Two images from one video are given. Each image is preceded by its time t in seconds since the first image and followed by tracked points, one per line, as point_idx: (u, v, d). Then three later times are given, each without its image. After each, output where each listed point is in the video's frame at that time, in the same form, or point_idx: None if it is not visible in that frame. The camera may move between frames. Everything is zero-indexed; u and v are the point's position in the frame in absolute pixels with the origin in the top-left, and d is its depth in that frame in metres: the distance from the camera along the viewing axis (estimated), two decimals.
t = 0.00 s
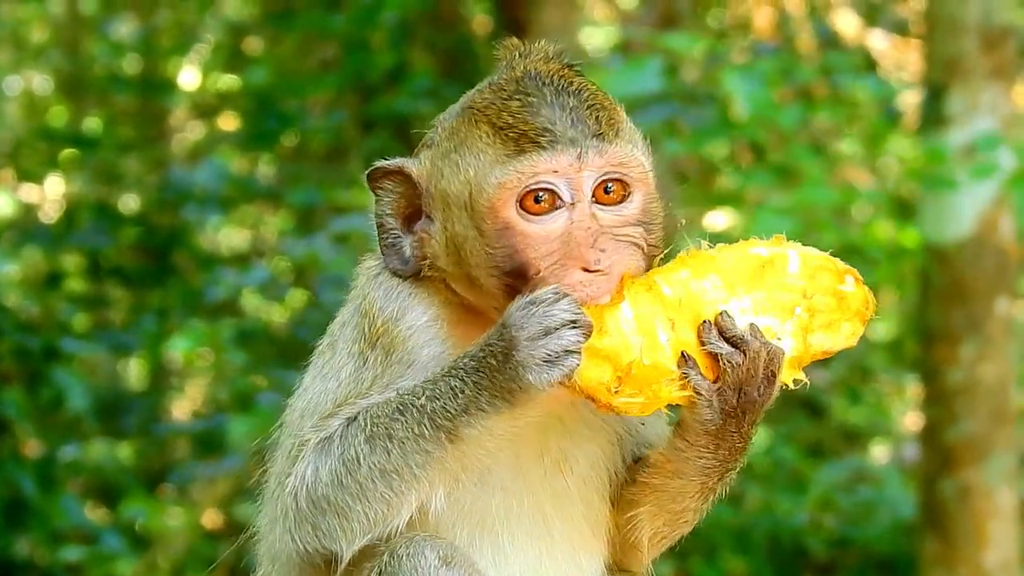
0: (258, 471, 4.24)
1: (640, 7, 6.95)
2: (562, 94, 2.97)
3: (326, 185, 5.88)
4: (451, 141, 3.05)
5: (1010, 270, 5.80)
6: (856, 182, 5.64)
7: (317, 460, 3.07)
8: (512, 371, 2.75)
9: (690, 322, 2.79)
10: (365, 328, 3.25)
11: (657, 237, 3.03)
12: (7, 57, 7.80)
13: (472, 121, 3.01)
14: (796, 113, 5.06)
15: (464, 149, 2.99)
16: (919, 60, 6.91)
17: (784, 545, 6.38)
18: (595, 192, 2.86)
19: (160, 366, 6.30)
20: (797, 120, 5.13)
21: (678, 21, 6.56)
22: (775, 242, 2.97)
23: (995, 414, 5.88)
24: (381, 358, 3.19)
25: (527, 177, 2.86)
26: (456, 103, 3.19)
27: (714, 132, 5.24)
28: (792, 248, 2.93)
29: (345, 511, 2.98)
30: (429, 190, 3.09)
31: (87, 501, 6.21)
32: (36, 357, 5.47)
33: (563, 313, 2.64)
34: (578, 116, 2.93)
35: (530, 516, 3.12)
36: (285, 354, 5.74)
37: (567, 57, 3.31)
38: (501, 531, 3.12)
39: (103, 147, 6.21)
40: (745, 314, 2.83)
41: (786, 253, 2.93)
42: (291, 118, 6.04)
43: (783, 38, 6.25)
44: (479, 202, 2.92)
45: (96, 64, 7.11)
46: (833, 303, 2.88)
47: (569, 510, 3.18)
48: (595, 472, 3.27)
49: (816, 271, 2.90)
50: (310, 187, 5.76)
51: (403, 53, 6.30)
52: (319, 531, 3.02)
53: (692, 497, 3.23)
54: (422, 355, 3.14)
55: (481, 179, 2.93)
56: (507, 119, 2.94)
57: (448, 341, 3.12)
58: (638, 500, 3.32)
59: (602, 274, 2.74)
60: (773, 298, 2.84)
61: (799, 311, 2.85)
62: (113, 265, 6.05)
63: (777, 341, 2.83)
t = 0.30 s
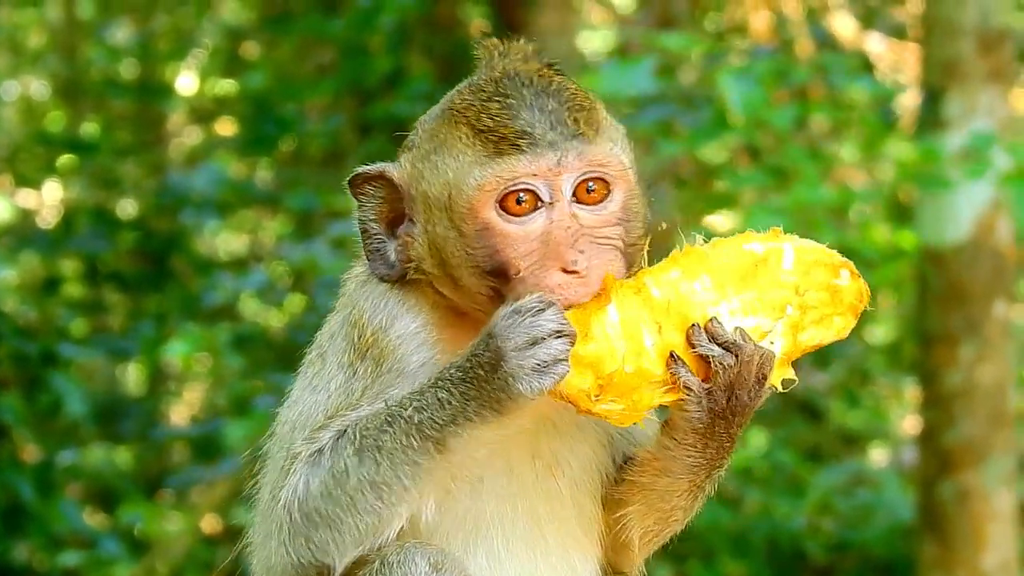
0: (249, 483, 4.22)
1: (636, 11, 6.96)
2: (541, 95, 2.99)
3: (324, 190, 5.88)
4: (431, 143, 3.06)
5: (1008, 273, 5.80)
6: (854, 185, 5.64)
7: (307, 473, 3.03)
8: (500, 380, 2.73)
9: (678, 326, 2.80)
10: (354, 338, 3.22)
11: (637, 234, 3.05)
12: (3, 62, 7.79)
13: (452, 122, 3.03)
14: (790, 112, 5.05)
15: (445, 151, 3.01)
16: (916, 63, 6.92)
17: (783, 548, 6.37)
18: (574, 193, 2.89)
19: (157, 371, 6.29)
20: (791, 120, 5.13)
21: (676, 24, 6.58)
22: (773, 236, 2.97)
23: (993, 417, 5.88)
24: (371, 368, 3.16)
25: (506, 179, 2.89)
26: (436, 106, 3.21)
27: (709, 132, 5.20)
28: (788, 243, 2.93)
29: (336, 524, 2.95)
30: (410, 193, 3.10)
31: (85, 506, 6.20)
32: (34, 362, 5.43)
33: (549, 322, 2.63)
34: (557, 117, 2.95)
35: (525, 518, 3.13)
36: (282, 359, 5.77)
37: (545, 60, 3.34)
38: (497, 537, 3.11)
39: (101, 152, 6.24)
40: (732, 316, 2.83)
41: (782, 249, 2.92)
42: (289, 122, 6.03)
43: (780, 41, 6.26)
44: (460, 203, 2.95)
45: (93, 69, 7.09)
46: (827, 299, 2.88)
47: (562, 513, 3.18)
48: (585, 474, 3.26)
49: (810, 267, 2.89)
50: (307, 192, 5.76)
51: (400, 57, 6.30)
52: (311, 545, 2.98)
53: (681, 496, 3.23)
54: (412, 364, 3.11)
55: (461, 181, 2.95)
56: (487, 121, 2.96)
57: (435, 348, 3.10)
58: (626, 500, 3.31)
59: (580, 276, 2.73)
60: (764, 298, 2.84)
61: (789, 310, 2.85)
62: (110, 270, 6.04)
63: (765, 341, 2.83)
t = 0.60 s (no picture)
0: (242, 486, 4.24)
1: (635, 14, 6.96)
2: (504, 96, 3.05)
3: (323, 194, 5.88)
4: (398, 150, 3.10)
5: (1007, 275, 5.80)
6: (853, 188, 5.64)
7: (293, 492, 3.08)
8: (473, 396, 2.72)
9: (664, 345, 2.73)
10: (334, 356, 3.26)
11: (606, 231, 3.10)
12: (2, 68, 7.80)
13: (417, 127, 3.07)
14: (788, 115, 5.06)
15: (411, 157, 3.05)
16: (914, 66, 6.94)
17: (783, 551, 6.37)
18: (543, 191, 2.92)
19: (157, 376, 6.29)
20: (790, 123, 5.14)
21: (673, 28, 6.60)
22: (781, 253, 2.85)
23: (993, 421, 5.88)
24: (351, 384, 3.20)
25: (473, 181, 2.93)
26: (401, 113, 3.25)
27: (705, 136, 5.19)
28: (793, 264, 2.81)
29: (323, 543, 2.99)
30: (380, 201, 3.13)
31: (85, 511, 6.20)
32: (33, 367, 5.43)
33: (522, 342, 2.61)
34: (521, 117, 3.00)
35: (517, 518, 3.11)
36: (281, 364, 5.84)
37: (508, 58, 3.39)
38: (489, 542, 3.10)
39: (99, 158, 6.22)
40: (724, 337, 2.74)
41: (786, 270, 2.81)
42: (287, 127, 6.03)
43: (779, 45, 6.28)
44: (429, 208, 2.98)
45: (92, 74, 7.09)
46: (828, 322, 2.79)
47: (553, 514, 3.17)
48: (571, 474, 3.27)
49: (813, 290, 2.78)
50: (305, 196, 5.76)
51: (398, 61, 6.31)
52: (299, 565, 3.03)
53: (666, 495, 3.21)
54: (390, 378, 3.15)
55: (429, 185, 2.98)
56: (452, 123, 3.00)
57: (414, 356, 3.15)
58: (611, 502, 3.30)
59: (549, 277, 2.74)
60: (761, 321, 2.76)
61: (786, 334, 2.77)
62: (109, 275, 6.02)
63: (754, 365, 2.77)
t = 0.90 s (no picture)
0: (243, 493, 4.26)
1: (635, 15, 6.96)
2: (493, 106, 3.05)
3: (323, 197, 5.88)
4: (388, 160, 3.10)
5: (1008, 277, 5.80)
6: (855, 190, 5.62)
7: (284, 498, 3.10)
8: (445, 385, 2.78)
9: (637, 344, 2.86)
10: (323, 365, 3.30)
11: (599, 242, 3.14)
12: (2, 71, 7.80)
13: (407, 138, 3.07)
14: (793, 119, 5.10)
15: (401, 167, 3.05)
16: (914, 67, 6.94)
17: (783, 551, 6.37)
18: (531, 202, 2.94)
19: (157, 379, 6.29)
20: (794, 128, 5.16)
21: (675, 30, 6.63)
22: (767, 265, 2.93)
23: (994, 422, 5.88)
24: (341, 395, 3.25)
25: (462, 192, 2.93)
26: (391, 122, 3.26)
27: (710, 141, 5.21)
28: (779, 276, 2.89)
29: (313, 549, 2.98)
30: (370, 211, 3.13)
31: (86, 514, 6.21)
32: (33, 370, 5.43)
33: (492, 329, 2.68)
34: (509, 127, 3.00)
35: (517, 524, 3.12)
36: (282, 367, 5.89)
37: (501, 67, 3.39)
38: (487, 547, 3.10)
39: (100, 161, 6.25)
40: (704, 343, 2.85)
41: (772, 282, 2.89)
42: (287, 129, 6.03)
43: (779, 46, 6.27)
44: (418, 218, 2.99)
45: (92, 77, 7.09)
46: (814, 335, 2.84)
47: (551, 521, 3.18)
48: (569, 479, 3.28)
49: (799, 303, 2.85)
50: (306, 199, 5.76)
51: (399, 64, 6.30)
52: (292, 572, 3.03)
53: (659, 499, 3.26)
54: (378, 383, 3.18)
55: (419, 197, 2.99)
56: (441, 134, 3.00)
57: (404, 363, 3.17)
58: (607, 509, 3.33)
59: (535, 282, 2.73)
60: (745, 330, 2.84)
61: (771, 346, 2.84)
62: (110, 278, 6.00)
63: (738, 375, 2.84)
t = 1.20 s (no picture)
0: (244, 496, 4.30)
1: (630, 21, 6.97)
2: (480, 113, 3.05)
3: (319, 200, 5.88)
4: (376, 168, 3.11)
5: (1002, 282, 5.82)
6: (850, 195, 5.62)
7: (283, 500, 3.12)
8: (444, 394, 2.77)
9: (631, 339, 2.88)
10: (318, 366, 3.32)
11: (589, 247, 3.12)
12: None
13: (395, 146, 3.08)
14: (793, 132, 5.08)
15: (388, 175, 3.06)
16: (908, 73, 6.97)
17: (777, 555, 6.38)
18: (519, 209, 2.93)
19: (152, 382, 6.29)
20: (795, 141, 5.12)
21: (670, 35, 6.65)
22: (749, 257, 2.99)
23: (988, 427, 5.89)
24: (334, 394, 3.27)
25: (448, 199, 2.93)
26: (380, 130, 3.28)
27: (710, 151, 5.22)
28: (762, 266, 2.94)
29: (312, 550, 3.00)
30: (359, 218, 3.16)
31: (78, 516, 6.20)
32: (27, 372, 5.43)
33: (486, 327, 2.68)
34: (495, 134, 3.00)
35: (509, 524, 3.12)
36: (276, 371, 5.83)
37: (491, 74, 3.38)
38: (480, 548, 3.10)
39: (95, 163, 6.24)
40: (696, 336, 2.91)
41: (756, 272, 2.94)
42: (283, 132, 6.04)
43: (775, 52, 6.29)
44: (407, 226, 2.99)
45: (87, 79, 7.09)
46: (801, 322, 2.90)
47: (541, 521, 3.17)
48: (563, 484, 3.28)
49: (784, 291, 2.91)
50: (301, 202, 5.76)
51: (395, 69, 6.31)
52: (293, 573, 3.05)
53: (652, 493, 3.25)
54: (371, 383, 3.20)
55: (406, 205, 2.99)
56: (428, 142, 3.01)
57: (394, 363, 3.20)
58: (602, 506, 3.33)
59: (524, 293, 2.78)
60: (735, 321, 2.89)
61: (761, 335, 2.89)
62: (104, 280, 5.96)
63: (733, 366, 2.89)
